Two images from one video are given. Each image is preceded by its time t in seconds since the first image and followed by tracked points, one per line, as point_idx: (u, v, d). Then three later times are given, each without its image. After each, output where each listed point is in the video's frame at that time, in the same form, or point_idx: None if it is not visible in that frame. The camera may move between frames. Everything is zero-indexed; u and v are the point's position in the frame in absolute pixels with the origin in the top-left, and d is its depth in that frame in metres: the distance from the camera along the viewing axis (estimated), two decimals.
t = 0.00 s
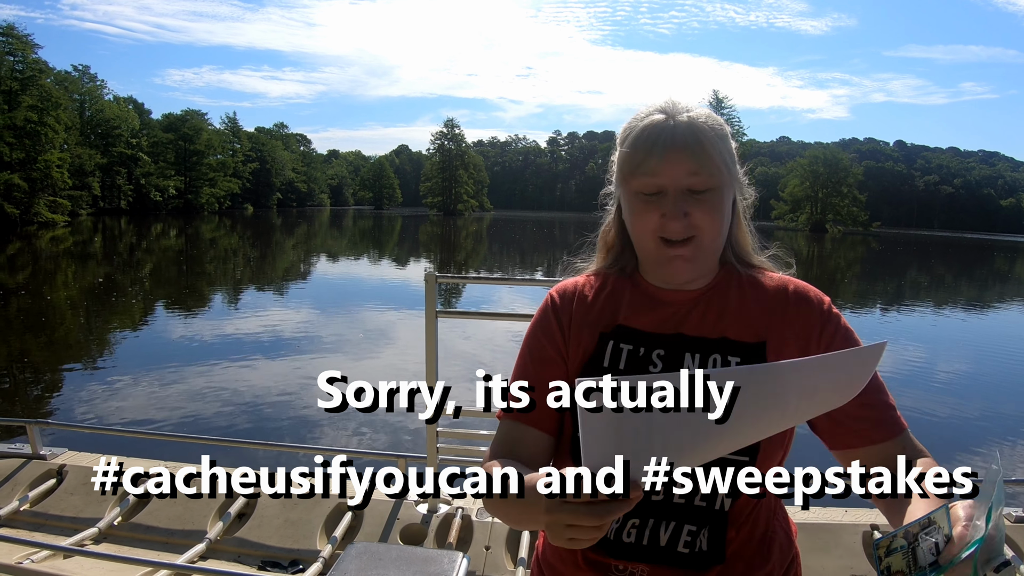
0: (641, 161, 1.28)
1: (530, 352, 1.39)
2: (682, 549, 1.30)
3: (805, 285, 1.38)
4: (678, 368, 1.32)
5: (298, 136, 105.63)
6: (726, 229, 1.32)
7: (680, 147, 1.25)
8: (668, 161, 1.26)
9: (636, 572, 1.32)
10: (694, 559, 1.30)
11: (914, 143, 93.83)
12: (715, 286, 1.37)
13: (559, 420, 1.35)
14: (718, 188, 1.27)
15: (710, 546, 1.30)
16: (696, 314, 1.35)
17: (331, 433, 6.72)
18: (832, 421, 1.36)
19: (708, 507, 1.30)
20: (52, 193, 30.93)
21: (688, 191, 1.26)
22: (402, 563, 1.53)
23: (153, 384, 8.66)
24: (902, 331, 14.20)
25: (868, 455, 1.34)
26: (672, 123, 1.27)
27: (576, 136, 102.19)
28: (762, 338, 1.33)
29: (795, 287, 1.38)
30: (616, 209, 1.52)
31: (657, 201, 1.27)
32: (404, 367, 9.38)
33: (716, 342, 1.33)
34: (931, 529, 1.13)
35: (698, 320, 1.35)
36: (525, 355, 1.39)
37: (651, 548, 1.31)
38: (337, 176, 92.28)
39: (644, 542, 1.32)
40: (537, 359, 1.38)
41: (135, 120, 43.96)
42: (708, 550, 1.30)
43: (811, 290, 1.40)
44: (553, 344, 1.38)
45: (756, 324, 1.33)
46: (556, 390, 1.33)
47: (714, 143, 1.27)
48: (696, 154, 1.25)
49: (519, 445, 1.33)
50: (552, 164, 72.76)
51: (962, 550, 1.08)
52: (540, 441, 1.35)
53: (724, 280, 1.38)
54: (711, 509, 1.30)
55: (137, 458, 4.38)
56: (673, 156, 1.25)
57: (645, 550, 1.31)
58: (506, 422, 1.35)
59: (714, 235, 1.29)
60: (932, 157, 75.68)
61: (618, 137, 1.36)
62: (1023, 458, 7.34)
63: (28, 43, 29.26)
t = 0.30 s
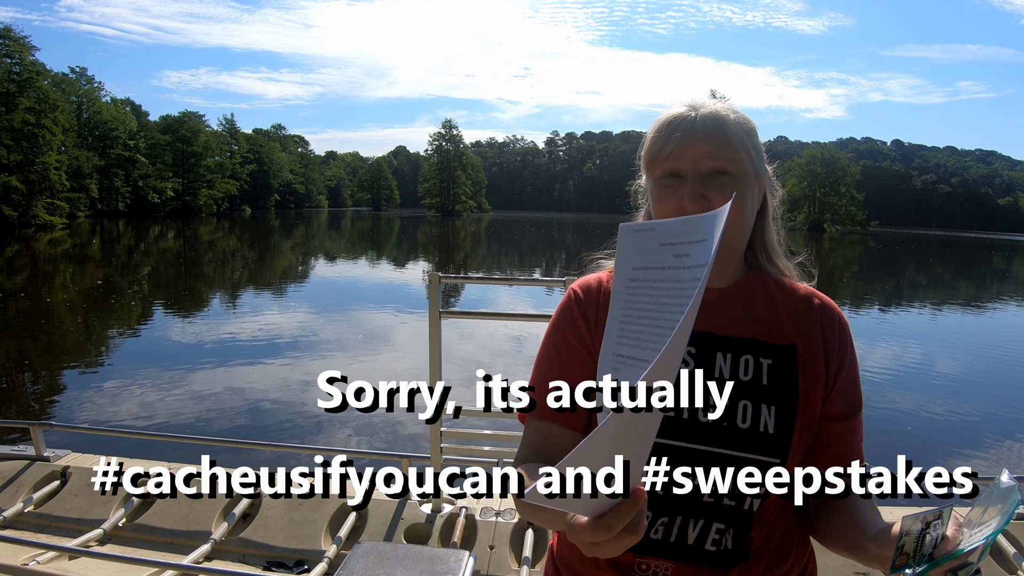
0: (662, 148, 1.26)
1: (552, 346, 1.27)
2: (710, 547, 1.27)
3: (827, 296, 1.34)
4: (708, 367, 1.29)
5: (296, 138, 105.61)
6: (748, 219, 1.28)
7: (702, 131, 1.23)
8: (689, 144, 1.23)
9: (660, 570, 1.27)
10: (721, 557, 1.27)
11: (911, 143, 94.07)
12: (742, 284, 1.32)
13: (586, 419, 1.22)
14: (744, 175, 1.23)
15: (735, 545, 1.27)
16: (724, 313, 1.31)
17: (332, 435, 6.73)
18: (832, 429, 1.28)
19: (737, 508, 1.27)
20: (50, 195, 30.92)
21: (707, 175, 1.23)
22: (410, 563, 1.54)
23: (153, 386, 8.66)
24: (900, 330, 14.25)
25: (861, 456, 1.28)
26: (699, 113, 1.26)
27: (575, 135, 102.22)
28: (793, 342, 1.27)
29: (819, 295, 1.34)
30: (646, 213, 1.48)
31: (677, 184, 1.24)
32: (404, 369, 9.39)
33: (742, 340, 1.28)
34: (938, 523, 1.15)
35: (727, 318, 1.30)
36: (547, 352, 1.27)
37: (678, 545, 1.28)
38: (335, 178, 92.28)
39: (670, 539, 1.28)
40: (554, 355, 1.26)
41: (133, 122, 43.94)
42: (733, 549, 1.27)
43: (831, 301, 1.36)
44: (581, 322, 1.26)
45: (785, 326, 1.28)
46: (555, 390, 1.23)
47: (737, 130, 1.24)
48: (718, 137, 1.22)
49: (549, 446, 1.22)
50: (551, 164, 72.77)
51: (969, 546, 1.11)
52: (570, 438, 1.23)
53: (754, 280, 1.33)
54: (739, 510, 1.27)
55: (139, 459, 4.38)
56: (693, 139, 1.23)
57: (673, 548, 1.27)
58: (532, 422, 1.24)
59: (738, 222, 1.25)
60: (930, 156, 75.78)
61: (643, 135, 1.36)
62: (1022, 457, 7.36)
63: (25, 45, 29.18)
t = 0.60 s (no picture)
0: (683, 149, 1.24)
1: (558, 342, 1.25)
2: (722, 545, 1.26)
3: (833, 296, 1.34)
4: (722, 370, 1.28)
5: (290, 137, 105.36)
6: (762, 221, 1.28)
7: (725, 133, 1.22)
8: (710, 146, 1.22)
9: (672, 570, 1.27)
10: (732, 554, 1.26)
11: (904, 145, 94.72)
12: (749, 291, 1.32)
13: (594, 420, 1.24)
14: (762, 176, 1.24)
15: (744, 543, 1.27)
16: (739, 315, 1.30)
17: (327, 435, 6.71)
18: (841, 429, 1.29)
19: (747, 506, 1.27)
20: (43, 194, 30.75)
21: (727, 178, 1.22)
22: (407, 563, 1.53)
23: (147, 386, 8.62)
24: (893, 331, 14.36)
25: (865, 455, 1.29)
26: (721, 114, 1.24)
27: (570, 136, 102.37)
28: (802, 343, 1.29)
29: (827, 296, 1.34)
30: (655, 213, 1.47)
31: (698, 185, 1.23)
32: (400, 369, 9.38)
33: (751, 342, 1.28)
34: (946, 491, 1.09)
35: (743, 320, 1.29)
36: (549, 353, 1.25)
37: (690, 544, 1.27)
38: (330, 177, 92.09)
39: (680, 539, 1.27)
40: (555, 357, 1.25)
41: (126, 121, 43.73)
42: (743, 546, 1.27)
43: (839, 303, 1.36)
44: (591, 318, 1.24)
45: (795, 329, 1.30)
46: (555, 390, 1.22)
47: (757, 134, 1.24)
48: (739, 141, 1.22)
49: (551, 445, 1.23)
50: (546, 165, 72.79)
51: (984, 510, 1.03)
52: (570, 436, 1.23)
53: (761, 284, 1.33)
54: (748, 508, 1.28)
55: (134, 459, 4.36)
56: (715, 141, 1.22)
57: (686, 549, 1.27)
58: (535, 421, 1.23)
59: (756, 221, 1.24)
60: (922, 158, 76.31)
61: (662, 133, 1.33)
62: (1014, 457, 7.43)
63: (19, 44, 28.93)
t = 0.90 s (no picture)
0: (688, 127, 1.34)
1: (532, 346, 1.41)
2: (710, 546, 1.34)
3: (824, 290, 1.47)
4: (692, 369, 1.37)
5: (285, 133, 104.98)
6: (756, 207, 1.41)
7: (727, 116, 1.34)
8: (713, 126, 1.33)
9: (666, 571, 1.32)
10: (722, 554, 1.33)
11: (897, 148, 95.21)
12: (738, 280, 1.43)
13: (562, 421, 1.39)
14: (759, 158, 1.36)
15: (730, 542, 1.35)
16: (725, 308, 1.42)
17: (320, 432, 6.69)
18: (832, 428, 1.42)
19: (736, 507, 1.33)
20: (35, 188, 30.49)
21: (729, 156, 1.34)
22: (393, 562, 1.52)
23: (138, 381, 8.57)
24: (885, 333, 14.44)
25: (864, 454, 1.42)
26: (720, 100, 1.37)
27: (565, 135, 102.32)
28: (790, 341, 1.39)
29: (816, 290, 1.47)
30: (640, 201, 1.57)
31: (700, 163, 1.33)
32: (393, 366, 9.36)
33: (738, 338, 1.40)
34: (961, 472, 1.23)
35: (730, 316, 1.41)
36: (531, 346, 1.41)
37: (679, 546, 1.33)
38: (324, 173, 91.72)
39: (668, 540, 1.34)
40: (540, 359, 1.40)
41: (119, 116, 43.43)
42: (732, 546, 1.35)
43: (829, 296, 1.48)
44: (582, 321, 1.41)
45: (785, 326, 1.40)
46: (555, 390, 1.38)
47: (754, 120, 1.37)
48: (740, 124, 1.34)
49: (510, 446, 1.41)
50: (540, 163, 72.62)
51: (997, 493, 1.17)
52: (526, 441, 1.40)
53: (750, 274, 1.45)
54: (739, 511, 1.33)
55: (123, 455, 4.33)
56: (719, 122, 1.33)
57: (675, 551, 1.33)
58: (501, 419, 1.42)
59: (754, 207, 1.36)
60: (915, 160, 76.64)
61: (658, 116, 1.44)
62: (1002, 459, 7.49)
63: (12, 37, 28.66)
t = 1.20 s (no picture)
0: (605, 116, 1.37)
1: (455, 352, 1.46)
2: (625, 547, 1.37)
3: (736, 282, 1.45)
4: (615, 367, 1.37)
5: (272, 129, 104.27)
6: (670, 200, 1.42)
7: (644, 108, 1.37)
8: (631, 115, 1.36)
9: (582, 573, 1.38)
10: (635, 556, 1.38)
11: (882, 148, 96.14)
12: (651, 273, 1.43)
13: (485, 423, 1.46)
14: (673, 152, 1.40)
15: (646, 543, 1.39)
16: (637, 301, 1.42)
17: (304, 430, 6.66)
18: (745, 419, 1.44)
19: (646, 506, 1.38)
20: (17, 183, 30.07)
21: (646, 146, 1.36)
22: (372, 560, 1.66)
23: (120, 379, 8.48)
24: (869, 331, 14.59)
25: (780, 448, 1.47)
26: (635, 92, 1.40)
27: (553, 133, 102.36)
28: (701, 336, 1.39)
29: (729, 281, 1.46)
30: (555, 196, 1.59)
31: (616, 151, 1.35)
32: (380, 363, 9.32)
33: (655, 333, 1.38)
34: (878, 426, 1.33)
35: (642, 309, 1.41)
36: (453, 349, 1.46)
37: (593, 548, 1.38)
38: (311, 170, 91.12)
39: (586, 542, 1.38)
40: (458, 364, 1.45)
41: (104, 111, 42.94)
42: (646, 546, 1.39)
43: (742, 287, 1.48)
44: (490, 322, 1.42)
45: (697, 321, 1.39)
46: (554, 389, 1.36)
47: (669, 113, 1.41)
48: (657, 115, 1.37)
49: (442, 447, 1.49)
50: (529, 160, 72.60)
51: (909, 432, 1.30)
52: (454, 444, 1.48)
53: (663, 268, 1.45)
54: (649, 508, 1.38)
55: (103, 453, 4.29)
56: (636, 112, 1.36)
57: (590, 551, 1.37)
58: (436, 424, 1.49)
59: (666, 197, 1.37)
60: (901, 160, 77.42)
61: (576, 106, 1.46)
62: (983, 456, 7.60)
63: None
